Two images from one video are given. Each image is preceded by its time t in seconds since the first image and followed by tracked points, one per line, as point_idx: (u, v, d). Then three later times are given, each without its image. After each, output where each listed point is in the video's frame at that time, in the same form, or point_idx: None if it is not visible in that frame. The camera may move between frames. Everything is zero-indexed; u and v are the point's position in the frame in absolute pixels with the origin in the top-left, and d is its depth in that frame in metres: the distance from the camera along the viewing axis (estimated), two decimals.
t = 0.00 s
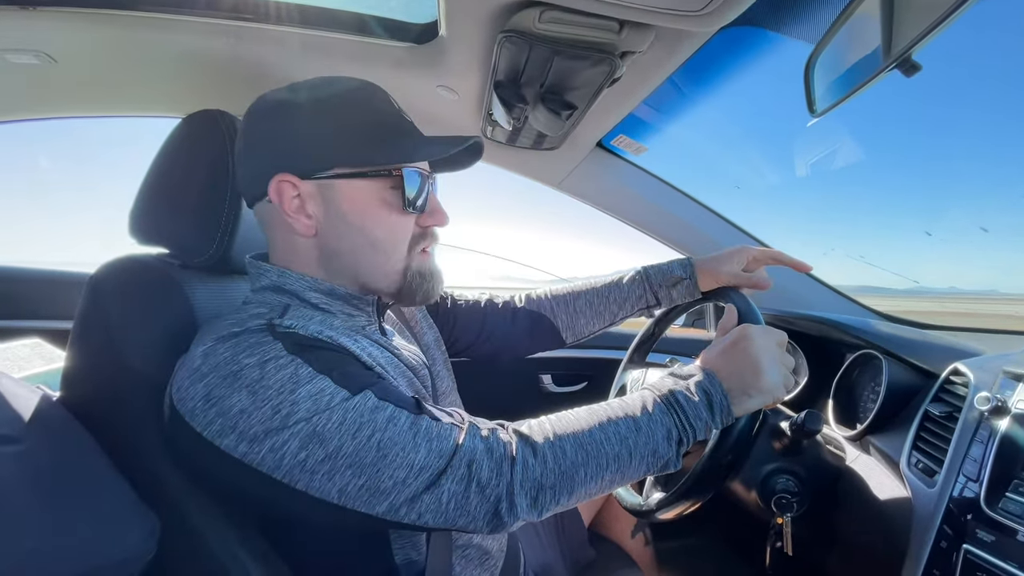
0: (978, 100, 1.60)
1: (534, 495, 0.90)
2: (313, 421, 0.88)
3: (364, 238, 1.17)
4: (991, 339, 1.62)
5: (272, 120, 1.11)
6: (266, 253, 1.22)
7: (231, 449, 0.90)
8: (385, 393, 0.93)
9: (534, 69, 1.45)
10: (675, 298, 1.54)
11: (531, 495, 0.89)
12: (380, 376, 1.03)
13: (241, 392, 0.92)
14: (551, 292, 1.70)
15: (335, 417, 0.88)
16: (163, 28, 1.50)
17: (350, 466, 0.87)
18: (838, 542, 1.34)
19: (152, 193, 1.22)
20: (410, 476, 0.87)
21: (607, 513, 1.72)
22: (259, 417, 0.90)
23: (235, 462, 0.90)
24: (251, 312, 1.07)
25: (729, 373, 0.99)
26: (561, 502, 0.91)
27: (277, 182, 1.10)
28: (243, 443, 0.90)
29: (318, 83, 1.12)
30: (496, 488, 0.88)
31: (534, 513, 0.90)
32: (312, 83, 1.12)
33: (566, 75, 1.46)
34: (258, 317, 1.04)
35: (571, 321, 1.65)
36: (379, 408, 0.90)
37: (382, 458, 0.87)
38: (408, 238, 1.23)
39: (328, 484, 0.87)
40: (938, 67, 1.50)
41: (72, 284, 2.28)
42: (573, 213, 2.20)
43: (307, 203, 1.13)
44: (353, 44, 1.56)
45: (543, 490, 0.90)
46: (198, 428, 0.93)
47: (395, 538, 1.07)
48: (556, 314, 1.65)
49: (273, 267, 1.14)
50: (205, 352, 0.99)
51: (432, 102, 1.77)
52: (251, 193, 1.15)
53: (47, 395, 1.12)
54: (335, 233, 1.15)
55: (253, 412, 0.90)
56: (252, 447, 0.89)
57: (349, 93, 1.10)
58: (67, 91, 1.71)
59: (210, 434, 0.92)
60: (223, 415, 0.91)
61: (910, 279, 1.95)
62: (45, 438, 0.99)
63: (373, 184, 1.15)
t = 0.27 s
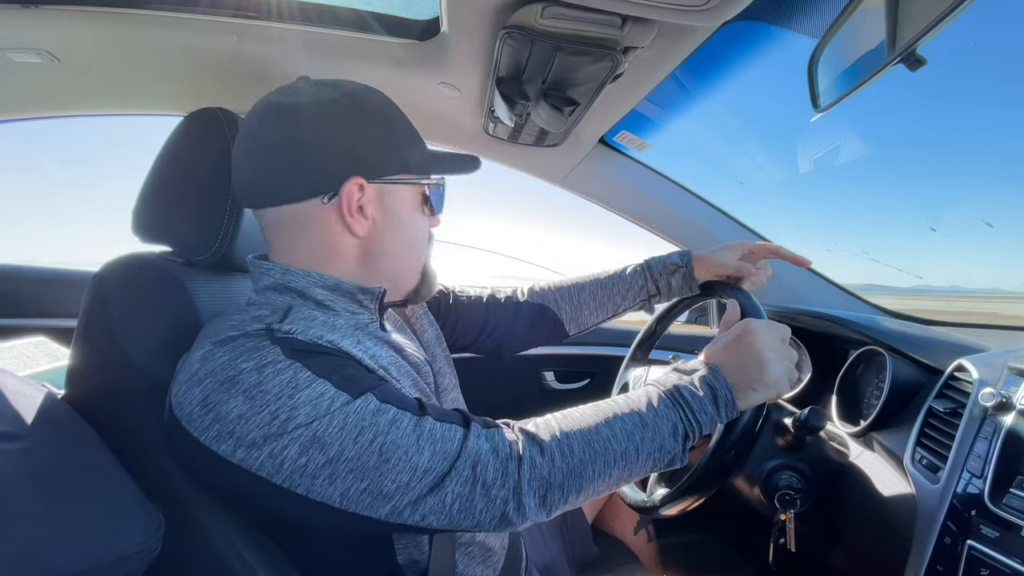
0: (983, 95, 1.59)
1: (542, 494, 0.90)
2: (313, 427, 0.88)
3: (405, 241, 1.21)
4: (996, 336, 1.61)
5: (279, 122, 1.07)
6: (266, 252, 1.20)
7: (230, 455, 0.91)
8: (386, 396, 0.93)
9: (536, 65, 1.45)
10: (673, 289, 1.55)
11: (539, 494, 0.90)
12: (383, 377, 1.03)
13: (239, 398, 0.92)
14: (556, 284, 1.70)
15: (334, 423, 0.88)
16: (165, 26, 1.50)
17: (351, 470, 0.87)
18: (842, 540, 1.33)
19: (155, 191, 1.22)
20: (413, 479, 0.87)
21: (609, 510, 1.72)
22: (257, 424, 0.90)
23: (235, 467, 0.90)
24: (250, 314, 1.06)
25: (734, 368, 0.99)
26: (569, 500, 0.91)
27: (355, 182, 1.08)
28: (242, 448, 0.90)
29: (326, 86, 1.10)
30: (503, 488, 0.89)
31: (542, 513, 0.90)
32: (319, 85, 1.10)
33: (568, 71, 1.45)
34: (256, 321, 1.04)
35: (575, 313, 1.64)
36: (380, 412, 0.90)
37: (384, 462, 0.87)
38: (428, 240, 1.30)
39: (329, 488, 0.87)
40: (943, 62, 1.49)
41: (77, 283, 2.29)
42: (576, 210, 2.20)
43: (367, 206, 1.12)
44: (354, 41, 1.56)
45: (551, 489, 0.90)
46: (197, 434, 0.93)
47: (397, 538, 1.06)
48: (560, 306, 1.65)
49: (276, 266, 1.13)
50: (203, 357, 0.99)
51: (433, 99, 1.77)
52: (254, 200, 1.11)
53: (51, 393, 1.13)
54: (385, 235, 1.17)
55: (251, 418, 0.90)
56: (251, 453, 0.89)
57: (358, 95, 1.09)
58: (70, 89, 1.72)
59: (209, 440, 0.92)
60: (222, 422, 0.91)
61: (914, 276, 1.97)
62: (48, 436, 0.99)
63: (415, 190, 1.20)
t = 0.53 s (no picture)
0: (987, 92, 1.58)
1: (545, 494, 0.90)
2: (316, 427, 0.88)
3: (411, 241, 1.21)
4: (1002, 335, 1.60)
5: (286, 122, 1.07)
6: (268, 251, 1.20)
7: (233, 455, 0.91)
8: (390, 396, 0.93)
9: (539, 64, 1.45)
10: (677, 288, 1.53)
11: (542, 494, 0.90)
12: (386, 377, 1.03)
13: (242, 398, 0.92)
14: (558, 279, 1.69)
15: (338, 422, 0.88)
16: (168, 26, 1.50)
17: (355, 470, 0.87)
18: (845, 538, 1.34)
19: (160, 191, 1.22)
20: (417, 479, 0.87)
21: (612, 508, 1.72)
22: (260, 423, 0.90)
23: (238, 467, 0.91)
24: (253, 314, 1.07)
25: (738, 367, 0.99)
26: (572, 500, 0.91)
27: (366, 182, 1.09)
28: (244, 448, 0.90)
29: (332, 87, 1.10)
30: (505, 489, 0.89)
31: (545, 512, 0.91)
32: (324, 86, 1.10)
33: (572, 69, 1.45)
34: (259, 320, 1.04)
35: (577, 310, 1.64)
36: (384, 412, 0.90)
37: (388, 462, 0.87)
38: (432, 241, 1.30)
39: (333, 488, 0.88)
40: (948, 59, 1.48)
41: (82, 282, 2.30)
42: (579, 208, 2.20)
43: (377, 206, 1.13)
44: (357, 40, 1.56)
45: (554, 489, 0.90)
46: (200, 434, 0.93)
47: (400, 537, 1.06)
48: (563, 303, 1.64)
49: (278, 266, 1.13)
50: (206, 357, 0.99)
51: (436, 98, 1.77)
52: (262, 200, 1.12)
53: (57, 392, 1.14)
54: (392, 235, 1.17)
55: (255, 418, 0.90)
56: (254, 452, 0.90)
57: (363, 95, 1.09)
58: (74, 89, 1.72)
59: (212, 440, 0.93)
60: (225, 422, 0.92)
61: (918, 274, 1.95)
62: (55, 435, 1.00)
63: (422, 191, 1.21)
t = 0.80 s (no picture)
0: (993, 95, 1.57)
1: (549, 496, 0.90)
2: (323, 427, 0.89)
3: (378, 230, 1.16)
4: (1006, 337, 1.60)
5: (292, 123, 1.09)
6: (275, 251, 1.21)
7: (240, 455, 0.91)
8: (395, 397, 0.94)
9: (544, 65, 1.45)
10: (688, 294, 1.50)
11: (546, 496, 0.90)
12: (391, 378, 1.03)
13: (248, 399, 0.92)
14: (561, 279, 1.69)
15: (344, 423, 0.89)
16: (173, 27, 1.51)
17: (361, 471, 0.87)
18: (850, 539, 1.34)
19: (166, 192, 1.23)
20: (422, 480, 0.87)
21: (615, 509, 1.72)
22: (267, 424, 0.90)
23: (245, 467, 0.91)
24: (259, 315, 1.07)
25: (744, 370, 0.99)
26: (577, 502, 0.91)
27: (297, 168, 1.07)
28: (251, 449, 0.91)
29: (333, 83, 1.11)
30: (510, 490, 0.89)
31: (549, 514, 0.91)
32: (325, 83, 1.11)
33: (577, 71, 1.45)
34: (266, 321, 1.04)
35: (581, 313, 1.64)
36: (390, 413, 0.90)
37: (393, 463, 0.87)
38: (419, 233, 1.23)
39: (339, 489, 0.88)
40: (954, 60, 1.48)
41: (85, 282, 2.30)
42: (582, 209, 2.20)
43: (324, 193, 1.11)
44: (362, 41, 1.57)
45: (558, 491, 0.90)
46: (207, 434, 0.94)
47: (405, 538, 1.07)
48: (567, 305, 1.64)
49: (283, 267, 1.13)
50: (213, 357, 0.99)
51: (440, 98, 1.77)
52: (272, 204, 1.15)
53: (64, 392, 1.14)
54: (350, 223, 1.13)
55: (261, 419, 0.91)
56: (261, 453, 0.90)
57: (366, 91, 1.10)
58: (79, 89, 1.72)
59: (218, 440, 0.93)
60: (231, 422, 0.92)
61: (922, 275, 1.96)
62: (63, 435, 1.00)
63: (389, 175, 1.14)
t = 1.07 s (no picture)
0: (994, 91, 1.57)
1: (549, 494, 0.90)
2: (321, 426, 0.88)
3: (371, 233, 1.15)
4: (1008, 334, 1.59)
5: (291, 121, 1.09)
6: (274, 250, 1.21)
7: (239, 454, 0.91)
8: (395, 396, 0.93)
9: (543, 63, 1.45)
10: (687, 292, 1.50)
11: (545, 495, 0.90)
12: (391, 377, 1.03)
13: (247, 398, 0.92)
14: (561, 277, 1.69)
15: (343, 422, 0.89)
16: (173, 27, 1.51)
17: (360, 470, 0.87)
18: (852, 537, 1.33)
19: (165, 191, 1.23)
20: (421, 479, 0.87)
21: (616, 509, 1.72)
22: (266, 423, 0.90)
23: (244, 466, 0.91)
24: (258, 314, 1.07)
25: (745, 367, 0.99)
26: (576, 500, 0.91)
27: (286, 173, 1.08)
28: (250, 448, 0.90)
29: (332, 83, 1.11)
30: (509, 489, 0.89)
31: (548, 513, 0.90)
32: (325, 82, 1.11)
33: (576, 69, 1.45)
34: (265, 320, 1.04)
35: (581, 312, 1.63)
36: (389, 412, 0.90)
37: (393, 462, 0.87)
38: (414, 234, 1.22)
39: (338, 487, 0.88)
40: (955, 56, 1.47)
41: (85, 283, 2.30)
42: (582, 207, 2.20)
43: (315, 197, 1.11)
44: (361, 40, 1.57)
45: (558, 490, 0.90)
46: (206, 433, 0.93)
47: (404, 537, 1.07)
48: (567, 304, 1.63)
49: (281, 267, 1.13)
50: (212, 356, 0.99)
51: (440, 97, 1.77)
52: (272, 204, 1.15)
53: (64, 391, 1.14)
54: (343, 227, 1.13)
55: (260, 418, 0.91)
56: (260, 452, 0.90)
57: (364, 93, 1.10)
58: (79, 91, 1.73)
59: (218, 440, 0.93)
60: (230, 421, 0.92)
61: (924, 273, 1.96)
62: (62, 434, 1.00)
63: (381, 178, 1.14)
